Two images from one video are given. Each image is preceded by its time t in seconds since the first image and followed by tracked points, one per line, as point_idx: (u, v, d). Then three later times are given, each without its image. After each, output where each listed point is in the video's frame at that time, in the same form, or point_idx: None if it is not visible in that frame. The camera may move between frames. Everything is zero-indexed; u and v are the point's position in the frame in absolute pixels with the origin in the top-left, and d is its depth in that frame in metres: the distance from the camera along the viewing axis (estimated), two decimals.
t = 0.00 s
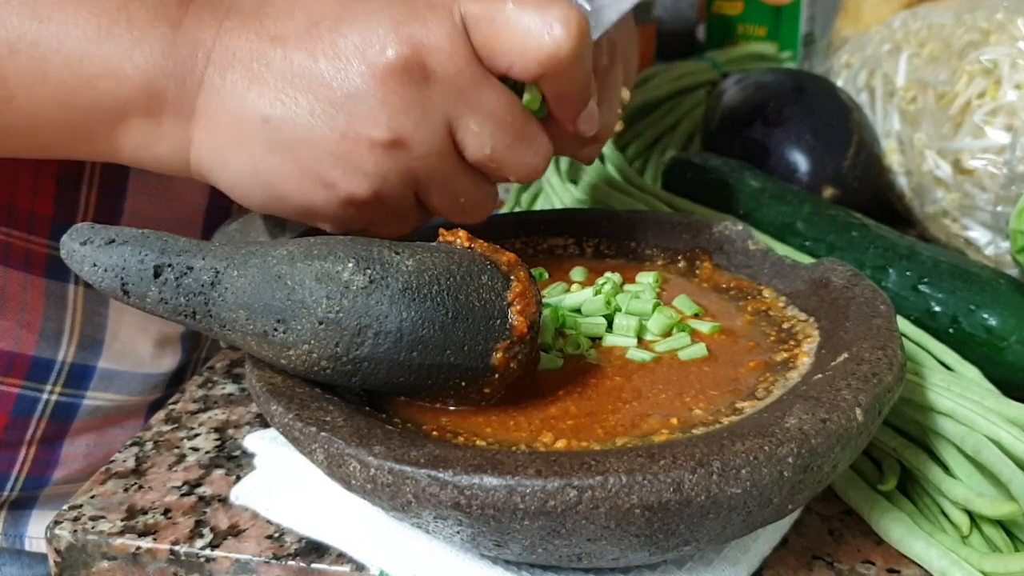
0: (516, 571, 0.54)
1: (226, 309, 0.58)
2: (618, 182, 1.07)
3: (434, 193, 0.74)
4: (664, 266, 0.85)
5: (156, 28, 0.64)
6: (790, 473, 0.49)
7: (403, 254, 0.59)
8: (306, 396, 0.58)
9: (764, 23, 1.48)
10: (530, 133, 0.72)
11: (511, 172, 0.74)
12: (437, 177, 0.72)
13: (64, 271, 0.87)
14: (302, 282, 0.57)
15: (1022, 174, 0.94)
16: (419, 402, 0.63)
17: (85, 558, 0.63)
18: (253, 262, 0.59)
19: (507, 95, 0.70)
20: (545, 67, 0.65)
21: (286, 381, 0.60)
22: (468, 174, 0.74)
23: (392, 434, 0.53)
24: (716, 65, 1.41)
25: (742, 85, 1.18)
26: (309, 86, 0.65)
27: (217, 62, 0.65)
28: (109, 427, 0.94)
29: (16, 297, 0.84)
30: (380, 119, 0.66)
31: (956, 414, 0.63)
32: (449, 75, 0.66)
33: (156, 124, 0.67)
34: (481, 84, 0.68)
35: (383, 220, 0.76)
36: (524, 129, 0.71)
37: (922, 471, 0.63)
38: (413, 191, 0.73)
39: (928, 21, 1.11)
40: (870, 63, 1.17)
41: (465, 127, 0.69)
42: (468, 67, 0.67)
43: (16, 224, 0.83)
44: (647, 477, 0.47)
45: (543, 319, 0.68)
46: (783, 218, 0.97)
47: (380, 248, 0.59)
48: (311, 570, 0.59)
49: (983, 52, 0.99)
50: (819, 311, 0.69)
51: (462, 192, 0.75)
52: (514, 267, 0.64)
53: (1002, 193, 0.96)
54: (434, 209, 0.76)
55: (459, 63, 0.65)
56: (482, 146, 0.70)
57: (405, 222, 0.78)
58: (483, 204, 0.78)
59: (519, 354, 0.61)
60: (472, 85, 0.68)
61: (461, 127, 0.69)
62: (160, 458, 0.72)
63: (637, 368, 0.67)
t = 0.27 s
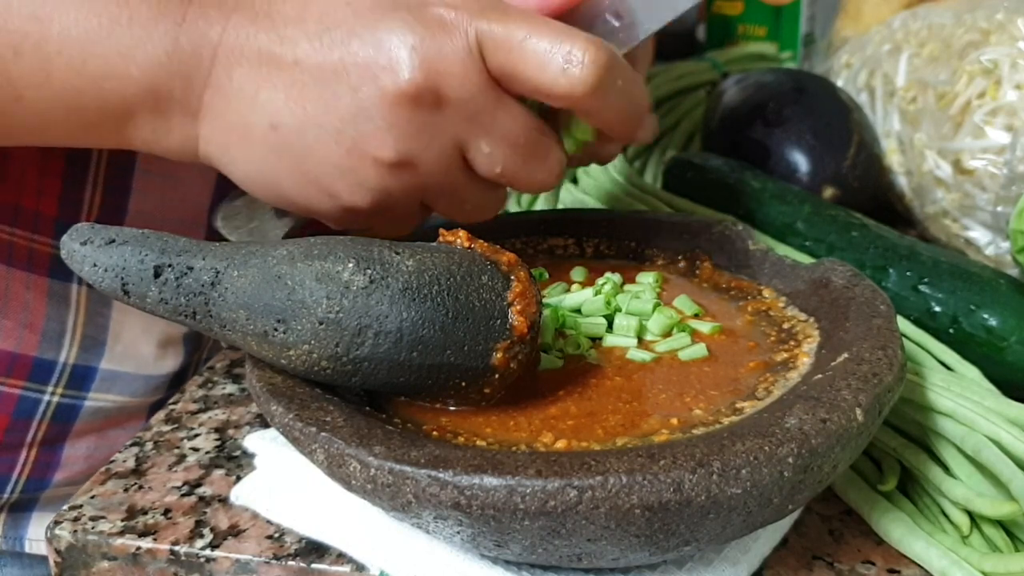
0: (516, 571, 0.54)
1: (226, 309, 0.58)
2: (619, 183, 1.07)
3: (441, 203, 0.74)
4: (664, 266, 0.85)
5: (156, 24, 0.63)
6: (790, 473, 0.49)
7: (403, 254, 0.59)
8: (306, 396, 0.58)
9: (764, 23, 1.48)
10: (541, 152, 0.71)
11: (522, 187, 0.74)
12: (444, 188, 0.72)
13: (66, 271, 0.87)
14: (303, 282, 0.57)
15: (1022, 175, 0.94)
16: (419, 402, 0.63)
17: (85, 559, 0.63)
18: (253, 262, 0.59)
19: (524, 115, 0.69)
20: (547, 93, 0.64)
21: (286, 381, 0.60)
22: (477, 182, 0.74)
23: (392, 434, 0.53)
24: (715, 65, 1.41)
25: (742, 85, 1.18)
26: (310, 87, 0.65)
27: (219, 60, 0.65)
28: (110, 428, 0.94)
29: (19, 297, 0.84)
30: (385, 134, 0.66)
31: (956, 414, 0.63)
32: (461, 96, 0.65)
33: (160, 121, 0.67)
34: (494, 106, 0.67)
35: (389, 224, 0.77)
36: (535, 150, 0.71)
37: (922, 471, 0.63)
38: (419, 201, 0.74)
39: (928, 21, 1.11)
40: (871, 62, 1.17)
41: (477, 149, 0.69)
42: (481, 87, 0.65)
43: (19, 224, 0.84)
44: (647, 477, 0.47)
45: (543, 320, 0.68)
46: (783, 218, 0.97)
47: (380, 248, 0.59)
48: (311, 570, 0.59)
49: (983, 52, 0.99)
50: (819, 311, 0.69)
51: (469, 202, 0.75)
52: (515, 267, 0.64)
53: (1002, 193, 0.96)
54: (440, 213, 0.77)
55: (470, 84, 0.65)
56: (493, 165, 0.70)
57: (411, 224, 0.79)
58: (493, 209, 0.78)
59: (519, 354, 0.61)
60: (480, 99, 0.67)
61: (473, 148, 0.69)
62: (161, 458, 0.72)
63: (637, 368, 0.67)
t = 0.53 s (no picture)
0: (516, 571, 0.54)
1: (226, 309, 0.58)
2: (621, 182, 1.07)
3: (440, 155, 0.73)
4: (664, 266, 0.85)
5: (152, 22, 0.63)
6: (790, 473, 0.49)
7: (403, 254, 0.59)
8: (307, 396, 0.58)
9: (764, 23, 1.48)
10: (539, 88, 0.69)
11: (522, 129, 0.72)
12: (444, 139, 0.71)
13: (65, 270, 0.87)
14: (303, 282, 0.57)
15: (1022, 175, 0.94)
16: (419, 402, 0.63)
17: (85, 558, 0.63)
18: (253, 262, 0.59)
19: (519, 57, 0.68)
20: None
21: (287, 381, 0.60)
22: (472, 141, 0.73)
23: (392, 434, 0.53)
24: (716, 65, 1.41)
25: (742, 84, 1.18)
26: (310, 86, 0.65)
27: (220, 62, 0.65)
28: (110, 427, 0.94)
29: (17, 296, 0.84)
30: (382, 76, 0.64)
31: (956, 414, 0.63)
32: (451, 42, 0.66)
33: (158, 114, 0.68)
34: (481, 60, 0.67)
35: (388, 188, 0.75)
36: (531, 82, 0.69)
37: (922, 471, 0.63)
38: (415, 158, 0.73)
39: (928, 21, 1.11)
40: (870, 62, 1.17)
41: (473, 80, 0.67)
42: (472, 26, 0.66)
43: (18, 223, 0.84)
44: (647, 477, 0.47)
45: (543, 320, 0.68)
46: (783, 218, 0.97)
47: (380, 248, 0.59)
48: (311, 571, 0.59)
49: (983, 52, 0.99)
50: (819, 311, 0.69)
51: (467, 151, 0.73)
52: (515, 267, 0.64)
53: (1002, 193, 0.96)
54: (439, 175, 0.75)
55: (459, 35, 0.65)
56: (491, 103, 0.68)
57: (409, 193, 0.77)
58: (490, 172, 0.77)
59: (519, 354, 0.61)
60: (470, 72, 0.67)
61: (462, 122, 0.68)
62: (160, 458, 0.72)
63: (637, 369, 0.67)
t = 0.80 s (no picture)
0: (516, 571, 0.54)
1: (226, 309, 0.58)
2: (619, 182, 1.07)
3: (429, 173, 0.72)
4: (664, 266, 0.85)
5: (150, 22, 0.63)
6: (790, 473, 0.49)
7: (404, 254, 0.59)
8: (307, 396, 0.58)
9: (764, 23, 1.48)
10: (523, 101, 0.69)
11: (505, 143, 0.71)
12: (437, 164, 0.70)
13: (65, 270, 0.87)
14: (303, 282, 0.57)
15: (1022, 175, 0.94)
16: (419, 402, 0.63)
17: (85, 558, 0.63)
18: (253, 262, 0.59)
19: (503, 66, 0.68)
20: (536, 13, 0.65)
21: (287, 381, 0.60)
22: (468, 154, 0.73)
23: (392, 434, 0.53)
24: (716, 65, 1.41)
25: (742, 84, 1.18)
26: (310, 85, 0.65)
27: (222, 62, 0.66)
28: (110, 427, 0.94)
29: (17, 296, 0.84)
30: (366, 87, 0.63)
31: (956, 414, 0.63)
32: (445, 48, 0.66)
33: (162, 116, 0.68)
34: (477, 55, 0.67)
35: (376, 199, 0.74)
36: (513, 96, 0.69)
37: (922, 471, 0.63)
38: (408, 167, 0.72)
39: (928, 21, 1.11)
40: (870, 63, 1.17)
41: (456, 91, 0.67)
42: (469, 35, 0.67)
43: (18, 223, 0.84)
44: (647, 477, 0.47)
45: (543, 320, 0.68)
46: (783, 217, 0.97)
47: (380, 248, 0.59)
48: (311, 571, 0.59)
49: (983, 52, 0.99)
50: (819, 311, 0.69)
51: (455, 164, 0.72)
52: (515, 267, 0.64)
53: (1002, 193, 0.96)
54: (426, 187, 0.74)
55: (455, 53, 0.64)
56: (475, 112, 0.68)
57: (396, 205, 0.76)
58: (478, 185, 0.76)
59: (519, 354, 0.61)
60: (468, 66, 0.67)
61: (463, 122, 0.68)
62: (160, 458, 0.72)
63: (637, 369, 0.67)
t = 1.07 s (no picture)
0: (516, 571, 0.54)
1: (226, 309, 0.58)
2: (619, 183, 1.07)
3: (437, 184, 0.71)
4: (664, 266, 0.85)
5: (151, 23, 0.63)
6: (791, 474, 0.49)
7: (404, 254, 0.59)
8: (307, 396, 0.58)
9: (764, 23, 1.48)
10: (530, 120, 0.69)
11: (513, 160, 0.71)
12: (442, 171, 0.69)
13: (66, 272, 0.87)
14: (303, 282, 0.57)
15: (1022, 175, 0.94)
16: (420, 402, 0.63)
17: (85, 559, 0.63)
18: (253, 262, 0.59)
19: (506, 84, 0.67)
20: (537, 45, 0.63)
21: (287, 381, 0.60)
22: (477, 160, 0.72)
23: (393, 434, 0.53)
24: (716, 65, 1.41)
25: (742, 85, 1.18)
26: (314, 89, 0.65)
27: (230, 67, 0.65)
28: (111, 428, 0.94)
29: (19, 298, 0.84)
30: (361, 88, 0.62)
31: (956, 414, 0.63)
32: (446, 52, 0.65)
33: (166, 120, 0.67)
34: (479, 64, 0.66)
35: (388, 213, 0.74)
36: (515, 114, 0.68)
37: (922, 471, 0.63)
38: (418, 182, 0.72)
39: (928, 21, 1.11)
40: (870, 63, 1.17)
41: (463, 111, 0.67)
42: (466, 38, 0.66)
43: (19, 226, 0.84)
44: (647, 477, 0.47)
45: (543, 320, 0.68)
46: (783, 218, 0.97)
47: (380, 248, 0.59)
48: (311, 571, 0.59)
49: (984, 52, 0.99)
50: (819, 311, 0.69)
51: (464, 180, 0.72)
52: (515, 267, 0.64)
53: (1003, 193, 0.96)
54: (438, 201, 0.74)
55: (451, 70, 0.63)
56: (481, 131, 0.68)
57: (410, 218, 0.76)
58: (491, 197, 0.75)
59: (519, 354, 0.61)
60: (475, 88, 0.66)
61: (464, 122, 0.68)
62: (161, 458, 0.72)
63: (637, 369, 0.67)
